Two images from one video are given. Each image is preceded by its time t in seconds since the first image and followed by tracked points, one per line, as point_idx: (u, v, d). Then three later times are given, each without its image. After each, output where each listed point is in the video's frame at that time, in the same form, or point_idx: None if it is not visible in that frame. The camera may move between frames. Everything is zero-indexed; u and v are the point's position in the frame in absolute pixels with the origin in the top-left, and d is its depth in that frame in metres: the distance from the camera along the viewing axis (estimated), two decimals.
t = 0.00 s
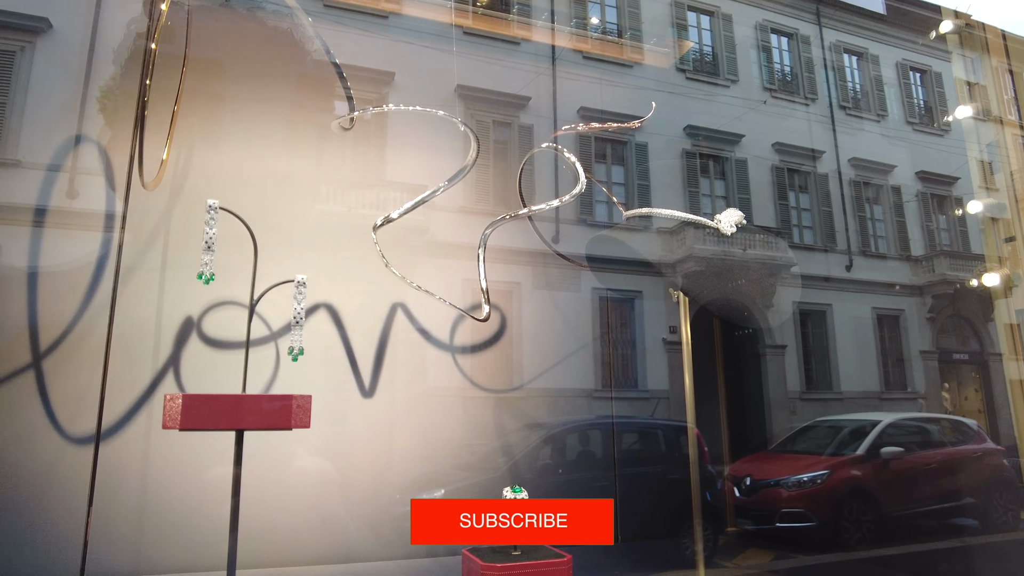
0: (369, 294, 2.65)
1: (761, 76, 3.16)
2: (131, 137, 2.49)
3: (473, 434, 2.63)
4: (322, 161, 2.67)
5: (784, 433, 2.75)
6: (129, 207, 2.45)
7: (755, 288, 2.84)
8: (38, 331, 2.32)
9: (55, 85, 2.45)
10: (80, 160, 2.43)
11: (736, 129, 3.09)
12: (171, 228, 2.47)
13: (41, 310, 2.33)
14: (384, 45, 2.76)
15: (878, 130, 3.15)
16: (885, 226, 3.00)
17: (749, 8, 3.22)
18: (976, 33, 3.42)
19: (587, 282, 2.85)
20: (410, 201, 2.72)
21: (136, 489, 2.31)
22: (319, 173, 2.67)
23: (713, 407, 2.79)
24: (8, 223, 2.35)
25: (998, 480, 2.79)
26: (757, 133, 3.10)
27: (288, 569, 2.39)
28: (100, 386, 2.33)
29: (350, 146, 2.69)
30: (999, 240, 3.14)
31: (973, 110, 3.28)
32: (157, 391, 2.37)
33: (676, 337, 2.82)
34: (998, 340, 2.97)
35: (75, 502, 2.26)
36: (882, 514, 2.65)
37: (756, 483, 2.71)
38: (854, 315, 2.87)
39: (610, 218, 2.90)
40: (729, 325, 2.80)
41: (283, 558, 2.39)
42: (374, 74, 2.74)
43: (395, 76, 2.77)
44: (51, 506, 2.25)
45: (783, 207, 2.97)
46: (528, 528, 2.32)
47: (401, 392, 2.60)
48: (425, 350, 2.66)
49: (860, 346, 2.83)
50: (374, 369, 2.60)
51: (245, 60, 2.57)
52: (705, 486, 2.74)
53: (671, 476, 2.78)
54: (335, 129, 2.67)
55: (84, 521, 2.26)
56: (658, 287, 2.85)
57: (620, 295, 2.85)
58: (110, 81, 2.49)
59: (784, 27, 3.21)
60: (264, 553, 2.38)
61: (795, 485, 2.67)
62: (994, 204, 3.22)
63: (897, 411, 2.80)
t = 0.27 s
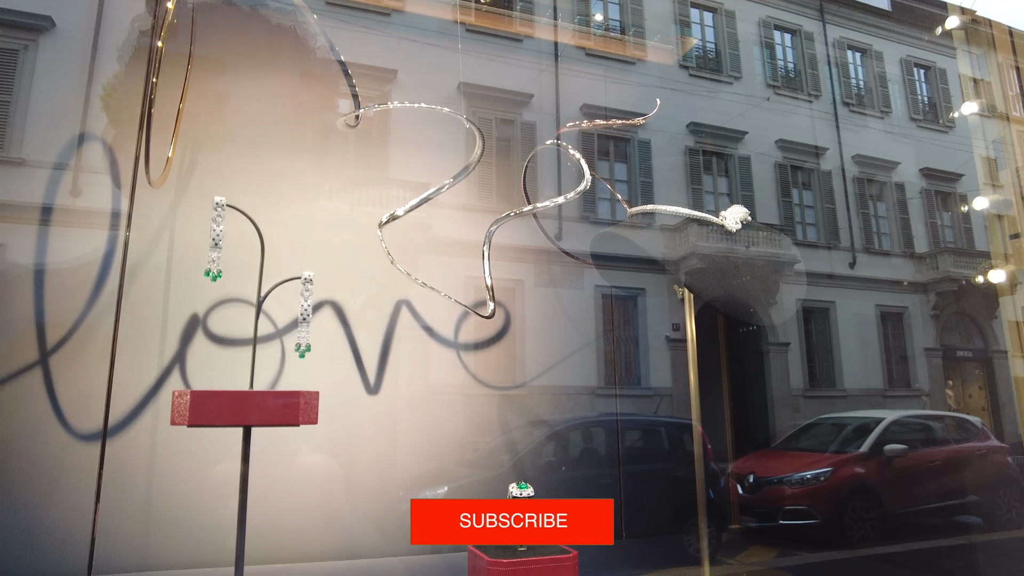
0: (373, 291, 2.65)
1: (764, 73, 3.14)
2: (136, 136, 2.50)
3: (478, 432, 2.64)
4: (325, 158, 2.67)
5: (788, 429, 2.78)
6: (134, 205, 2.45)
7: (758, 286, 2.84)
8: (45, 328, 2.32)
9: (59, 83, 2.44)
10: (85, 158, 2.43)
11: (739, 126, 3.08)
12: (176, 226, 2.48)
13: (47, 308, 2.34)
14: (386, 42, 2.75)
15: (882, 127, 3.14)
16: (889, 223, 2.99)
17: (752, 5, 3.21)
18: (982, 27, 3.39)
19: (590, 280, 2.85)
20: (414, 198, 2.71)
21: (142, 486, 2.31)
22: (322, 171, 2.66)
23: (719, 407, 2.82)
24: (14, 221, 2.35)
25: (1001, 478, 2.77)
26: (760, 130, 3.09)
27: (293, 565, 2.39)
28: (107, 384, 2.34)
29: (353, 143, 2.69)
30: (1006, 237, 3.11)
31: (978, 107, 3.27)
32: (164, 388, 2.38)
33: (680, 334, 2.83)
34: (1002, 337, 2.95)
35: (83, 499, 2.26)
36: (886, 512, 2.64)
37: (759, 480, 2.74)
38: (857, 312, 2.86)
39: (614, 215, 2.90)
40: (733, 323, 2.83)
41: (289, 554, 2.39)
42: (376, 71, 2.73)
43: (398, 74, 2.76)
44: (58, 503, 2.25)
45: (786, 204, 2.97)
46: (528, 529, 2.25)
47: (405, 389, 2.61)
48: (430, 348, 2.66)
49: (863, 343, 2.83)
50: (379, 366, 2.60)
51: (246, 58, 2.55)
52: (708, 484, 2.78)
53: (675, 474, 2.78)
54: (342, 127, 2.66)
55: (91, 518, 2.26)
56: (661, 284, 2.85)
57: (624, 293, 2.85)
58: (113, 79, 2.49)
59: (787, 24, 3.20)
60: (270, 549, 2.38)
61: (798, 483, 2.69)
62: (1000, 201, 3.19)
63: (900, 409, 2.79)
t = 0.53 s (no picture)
0: (377, 289, 2.65)
1: (767, 69, 3.14)
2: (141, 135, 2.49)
3: (482, 429, 2.63)
4: (328, 156, 2.66)
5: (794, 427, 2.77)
6: (140, 202, 2.46)
7: (760, 284, 2.85)
8: (52, 325, 2.32)
9: (63, 82, 2.44)
10: (90, 156, 2.44)
11: (743, 122, 3.07)
12: (181, 224, 2.48)
13: (53, 306, 2.34)
14: (389, 39, 2.75)
15: (886, 124, 3.13)
16: (892, 220, 2.99)
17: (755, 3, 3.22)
18: (987, 23, 3.36)
19: (593, 277, 2.85)
20: (418, 196, 2.70)
21: (148, 483, 2.31)
22: (326, 168, 2.66)
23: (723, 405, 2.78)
24: (20, 219, 2.35)
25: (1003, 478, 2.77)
26: (763, 125, 3.09)
27: (298, 562, 2.40)
28: (113, 381, 2.34)
29: (356, 140, 2.68)
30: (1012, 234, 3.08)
31: (984, 102, 3.25)
32: (169, 385, 2.38)
33: (683, 331, 2.81)
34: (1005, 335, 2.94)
35: (89, 497, 2.27)
36: (888, 510, 2.65)
37: (762, 478, 2.73)
38: (860, 310, 2.85)
39: (617, 213, 2.89)
40: (736, 320, 2.80)
41: (293, 551, 2.40)
42: (379, 69, 2.73)
43: (401, 71, 2.76)
44: (65, 500, 2.25)
45: (790, 200, 2.96)
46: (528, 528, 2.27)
47: (409, 386, 2.61)
48: (434, 346, 2.66)
49: (867, 341, 2.83)
50: (384, 363, 2.60)
51: (252, 56, 2.58)
52: (712, 481, 2.75)
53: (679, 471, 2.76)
54: (347, 124, 2.68)
55: (98, 515, 2.27)
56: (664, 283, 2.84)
57: (627, 290, 2.85)
58: (116, 77, 2.49)
59: (790, 21, 3.20)
60: (275, 546, 2.39)
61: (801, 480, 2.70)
62: (1006, 197, 3.16)
63: (903, 406, 2.78)
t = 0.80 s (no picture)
0: (380, 287, 2.65)
1: (770, 66, 3.14)
2: (146, 133, 2.50)
3: (485, 427, 2.63)
4: (331, 154, 2.67)
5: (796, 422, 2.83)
6: (144, 201, 2.46)
7: (763, 281, 2.85)
8: (57, 323, 2.33)
9: (67, 80, 2.44)
10: (95, 154, 2.44)
11: (746, 119, 3.08)
12: (186, 222, 2.48)
13: (58, 304, 2.34)
14: (391, 37, 2.74)
15: (889, 121, 3.11)
16: (895, 217, 2.96)
17: None
18: (992, 19, 3.31)
19: (596, 275, 2.85)
20: (422, 194, 2.71)
21: (154, 480, 2.32)
22: (329, 166, 2.66)
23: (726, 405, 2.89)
24: (25, 217, 2.35)
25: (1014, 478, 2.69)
26: (766, 123, 3.09)
27: (300, 558, 2.40)
28: (119, 378, 2.34)
29: (358, 139, 2.68)
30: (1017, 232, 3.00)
31: (990, 99, 3.19)
32: (174, 383, 2.39)
33: (685, 329, 2.84)
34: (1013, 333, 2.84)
35: (95, 495, 2.27)
36: (890, 508, 2.63)
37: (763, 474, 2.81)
38: (862, 307, 2.85)
39: (619, 211, 2.89)
40: (740, 319, 2.84)
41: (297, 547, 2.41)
42: (381, 67, 2.72)
43: (403, 69, 2.75)
44: (72, 497, 2.26)
45: (792, 198, 2.96)
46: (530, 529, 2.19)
47: (412, 384, 2.61)
48: (437, 344, 2.66)
49: (869, 338, 2.83)
50: (388, 361, 2.60)
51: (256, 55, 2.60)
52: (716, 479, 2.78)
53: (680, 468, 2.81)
54: (351, 124, 2.67)
55: (104, 512, 2.27)
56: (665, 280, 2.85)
57: (629, 287, 2.85)
58: (119, 75, 2.49)
59: (793, 18, 3.20)
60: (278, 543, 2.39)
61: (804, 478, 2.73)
62: (1010, 194, 3.11)
63: (907, 405, 2.76)
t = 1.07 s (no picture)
0: (383, 285, 2.65)
1: (772, 64, 3.14)
2: (150, 131, 2.50)
3: (488, 425, 2.63)
4: (334, 152, 2.66)
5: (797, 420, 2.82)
6: (149, 199, 2.46)
7: (765, 279, 2.84)
8: (63, 321, 2.33)
9: (71, 79, 2.44)
10: (99, 152, 2.44)
11: (748, 117, 3.07)
12: (190, 220, 2.48)
13: (64, 302, 2.35)
14: (393, 35, 2.74)
15: (893, 118, 3.11)
16: (900, 215, 2.96)
17: None
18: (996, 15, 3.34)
19: (599, 273, 2.84)
20: (425, 192, 2.71)
21: (159, 478, 2.32)
22: (332, 164, 2.66)
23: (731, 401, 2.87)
24: (30, 216, 2.36)
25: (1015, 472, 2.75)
26: (769, 120, 3.07)
27: (305, 555, 2.40)
28: (124, 376, 2.35)
29: (361, 136, 2.69)
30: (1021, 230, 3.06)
31: (995, 97, 3.24)
32: (179, 381, 2.39)
33: (688, 327, 2.81)
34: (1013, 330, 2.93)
35: (101, 492, 2.28)
36: (894, 506, 2.63)
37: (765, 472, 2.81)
38: (865, 305, 2.84)
39: (621, 209, 2.88)
40: (742, 317, 2.85)
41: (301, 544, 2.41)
42: (383, 64, 2.72)
43: (406, 67, 2.75)
44: (78, 495, 2.26)
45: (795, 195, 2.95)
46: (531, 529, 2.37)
47: (416, 382, 2.61)
48: (440, 342, 2.66)
49: (872, 337, 2.82)
50: (392, 359, 2.60)
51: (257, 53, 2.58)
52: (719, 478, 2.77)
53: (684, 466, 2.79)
54: (355, 121, 2.68)
55: (110, 509, 2.28)
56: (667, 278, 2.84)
57: (633, 286, 2.85)
58: (122, 73, 2.49)
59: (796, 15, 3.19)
60: (283, 540, 2.39)
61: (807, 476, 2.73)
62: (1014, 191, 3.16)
63: (910, 402, 2.77)
